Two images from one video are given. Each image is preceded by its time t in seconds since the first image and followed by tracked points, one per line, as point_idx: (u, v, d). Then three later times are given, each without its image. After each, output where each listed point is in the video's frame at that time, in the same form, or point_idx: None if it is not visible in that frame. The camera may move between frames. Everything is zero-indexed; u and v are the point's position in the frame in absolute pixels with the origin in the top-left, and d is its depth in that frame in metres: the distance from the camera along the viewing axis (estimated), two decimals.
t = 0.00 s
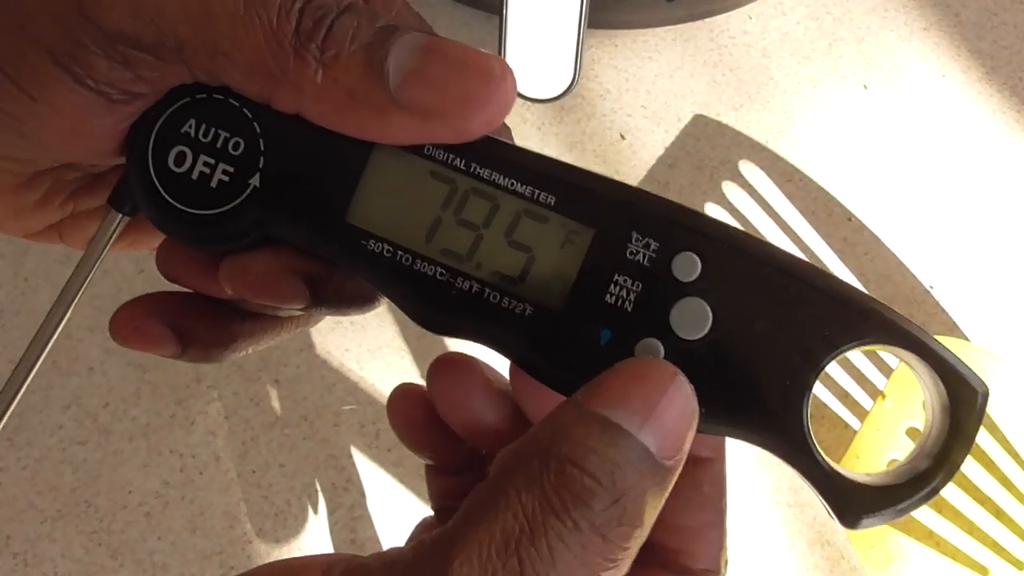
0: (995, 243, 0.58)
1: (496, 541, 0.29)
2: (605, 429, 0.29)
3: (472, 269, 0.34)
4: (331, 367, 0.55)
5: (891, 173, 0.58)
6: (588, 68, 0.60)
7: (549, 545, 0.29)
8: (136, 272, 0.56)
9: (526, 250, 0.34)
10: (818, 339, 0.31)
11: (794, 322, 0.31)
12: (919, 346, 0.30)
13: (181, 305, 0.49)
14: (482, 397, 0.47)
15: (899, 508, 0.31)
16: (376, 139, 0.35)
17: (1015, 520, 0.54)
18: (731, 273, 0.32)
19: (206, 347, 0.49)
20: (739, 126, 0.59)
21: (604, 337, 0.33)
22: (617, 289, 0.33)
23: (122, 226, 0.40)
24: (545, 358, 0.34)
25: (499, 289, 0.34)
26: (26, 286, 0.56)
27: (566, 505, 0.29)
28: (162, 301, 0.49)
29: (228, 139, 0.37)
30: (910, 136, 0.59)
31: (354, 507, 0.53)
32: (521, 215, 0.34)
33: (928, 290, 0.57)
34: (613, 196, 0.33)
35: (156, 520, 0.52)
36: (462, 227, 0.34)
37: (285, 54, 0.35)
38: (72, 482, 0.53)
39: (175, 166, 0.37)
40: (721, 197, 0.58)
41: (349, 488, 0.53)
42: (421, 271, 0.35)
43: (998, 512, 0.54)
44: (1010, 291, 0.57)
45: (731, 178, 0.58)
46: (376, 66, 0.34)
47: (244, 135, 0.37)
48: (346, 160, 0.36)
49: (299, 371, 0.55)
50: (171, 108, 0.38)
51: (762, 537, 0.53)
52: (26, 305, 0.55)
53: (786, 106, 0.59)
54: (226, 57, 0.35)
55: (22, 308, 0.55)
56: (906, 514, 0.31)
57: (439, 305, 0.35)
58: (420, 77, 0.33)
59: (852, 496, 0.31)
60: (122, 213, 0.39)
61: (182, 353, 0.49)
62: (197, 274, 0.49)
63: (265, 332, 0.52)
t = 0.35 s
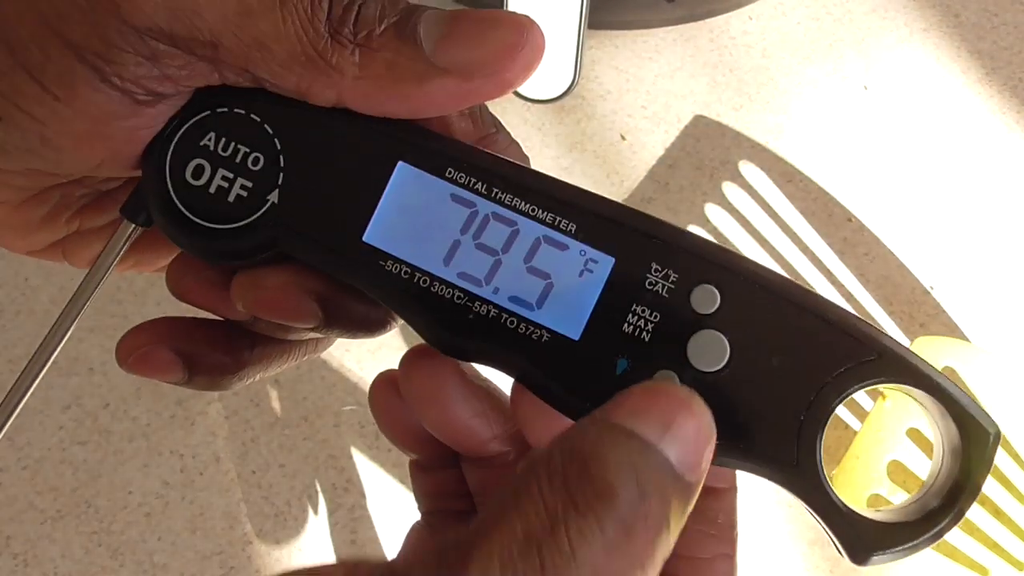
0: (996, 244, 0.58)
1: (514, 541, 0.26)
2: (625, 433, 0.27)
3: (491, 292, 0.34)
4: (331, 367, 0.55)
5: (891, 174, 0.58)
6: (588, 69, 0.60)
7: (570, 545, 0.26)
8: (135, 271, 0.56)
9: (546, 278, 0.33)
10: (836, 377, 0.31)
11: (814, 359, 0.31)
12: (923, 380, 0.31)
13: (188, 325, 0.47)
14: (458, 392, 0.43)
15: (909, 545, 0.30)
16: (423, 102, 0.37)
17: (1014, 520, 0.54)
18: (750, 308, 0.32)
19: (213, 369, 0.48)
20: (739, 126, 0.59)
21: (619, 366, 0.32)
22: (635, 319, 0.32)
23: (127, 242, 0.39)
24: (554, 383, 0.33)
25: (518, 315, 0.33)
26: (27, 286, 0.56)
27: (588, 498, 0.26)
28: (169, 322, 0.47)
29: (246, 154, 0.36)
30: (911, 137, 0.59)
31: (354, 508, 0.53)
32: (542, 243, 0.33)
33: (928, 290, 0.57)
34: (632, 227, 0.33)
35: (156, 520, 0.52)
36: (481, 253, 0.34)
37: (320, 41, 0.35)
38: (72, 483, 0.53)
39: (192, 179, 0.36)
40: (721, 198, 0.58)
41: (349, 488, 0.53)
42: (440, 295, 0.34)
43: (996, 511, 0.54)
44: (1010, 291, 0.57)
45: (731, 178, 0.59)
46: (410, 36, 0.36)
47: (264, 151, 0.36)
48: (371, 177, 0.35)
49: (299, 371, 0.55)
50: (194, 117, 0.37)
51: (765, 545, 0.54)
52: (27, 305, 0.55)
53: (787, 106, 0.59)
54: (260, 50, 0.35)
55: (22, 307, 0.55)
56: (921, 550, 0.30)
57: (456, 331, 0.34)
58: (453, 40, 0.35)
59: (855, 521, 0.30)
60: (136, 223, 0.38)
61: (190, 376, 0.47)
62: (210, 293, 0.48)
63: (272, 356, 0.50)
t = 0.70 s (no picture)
0: (994, 245, 0.58)
1: None
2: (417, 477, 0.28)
3: (494, 270, 0.35)
4: (329, 369, 0.55)
5: (889, 175, 0.58)
6: (586, 71, 0.60)
7: None
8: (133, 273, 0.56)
9: (546, 257, 0.35)
10: (821, 354, 0.33)
11: (801, 336, 0.33)
12: (895, 359, 0.33)
13: (189, 307, 0.47)
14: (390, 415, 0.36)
15: (880, 510, 0.32)
16: (417, 117, 0.36)
17: (1012, 522, 0.55)
18: (739, 289, 0.33)
19: (210, 354, 0.48)
20: (736, 128, 0.59)
21: (615, 340, 0.34)
22: (630, 295, 0.34)
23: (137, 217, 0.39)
24: (550, 359, 0.34)
25: (520, 290, 0.35)
26: (25, 288, 0.56)
27: None
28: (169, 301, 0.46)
29: (261, 134, 0.37)
30: (909, 139, 0.59)
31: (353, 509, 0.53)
32: (543, 226, 0.35)
33: (925, 292, 0.57)
34: (630, 211, 0.35)
35: (154, 521, 0.53)
36: (486, 232, 0.35)
37: (333, 34, 0.36)
38: (71, 484, 0.53)
39: (207, 156, 0.37)
40: (720, 200, 0.58)
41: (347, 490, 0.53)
42: (445, 271, 0.35)
43: (995, 513, 0.55)
44: (1010, 293, 0.57)
45: (729, 180, 0.59)
46: (416, 41, 0.36)
47: (278, 130, 0.37)
48: (380, 160, 0.36)
49: (297, 373, 0.55)
50: (210, 98, 0.38)
51: (766, 545, 0.53)
52: (25, 307, 0.55)
53: (784, 109, 0.59)
54: (276, 38, 0.36)
55: (20, 310, 0.55)
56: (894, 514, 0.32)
57: (458, 305, 0.35)
58: (460, 51, 0.35)
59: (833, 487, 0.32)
60: (145, 200, 0.39)
61: (186, 357, 0.47)
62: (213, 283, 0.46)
63: (270, 345, 0.50)
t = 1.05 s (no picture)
0: (993, 247, 0.58)
1: None
2: None
3: (516, 247, 0.36)
4: (329, 371, 0.55)
5: (888, 176, 0.58)
6: (586, 72, 0.60)
7: None
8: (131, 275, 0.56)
9: (563, 238, 0.36)
10: (814, 331, 0.34)
11: (798, 317, 0.34)
12: (878, 339, 0.35)
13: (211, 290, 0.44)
14: None
15: (872, 476, 0.33)
16: (449, 111, 0.37)
17: (1013, 524, 0.54)
18: (739, 271, 0.35)
19: (226, 341, 0.44)
20: (735, 130, 0.59)
21: (626, 313, 0.35)
22: (641, 273, 0.35)
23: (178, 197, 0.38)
24: (565, 334, 0.35)
25: (540, 263, 0.36)
26: (24, 290, 0.56)
27: None
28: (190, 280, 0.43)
29: (308, 118, 0.37)
30: (909, 141, 0.59)
31: (352, 511, 0.53)
32: (560, 211, 0.36)
33: (926, 294, 0.57)
34: (639, 197, 0.36)
35: (154, 523, 0.52)
36: (509, 215, 0.36)
37: (384, 25, 0.37)
38: (71, 486, 0.53)
39: (256, 136, 0.37)
40: (720, 202, 0.58)
41: (347, 492, 0.53)
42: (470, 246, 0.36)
43: (994, 514, 0.54)
44: (1010, 295, 0.57)
45: (728, 182, 0.59)
46: (458, 45, 0.37)
47: (324, 116, 0.37)
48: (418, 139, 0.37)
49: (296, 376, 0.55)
50: (262, 87, 0.38)
51: (755, 534, 0.53)
52: (23, 310, 0.55)
53: (783, 111, 0.59)
54: (329, 23, 0.37)
55: (18, 312, 0.55)
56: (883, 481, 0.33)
57: (479, 277, 0.36)
58: (497, 59, 0.37)
59: (828, 453, 0.33)
60: (193, 176, 0.38)
61: (201, 340, 0.43)
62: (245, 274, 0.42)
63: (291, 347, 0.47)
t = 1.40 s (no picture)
0: (994, 246, 0.58)
1: None
2: None
3: (483, 261, 0.37)
4: (330, 370, 0.56)
5: (889, 175, 0.58)
6: (587, 72, 0.60)
7: None
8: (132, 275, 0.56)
9: (529, 256, 0.37)
10: (770, 356, 0.35)
11: (755, 339, 0.35)
12: (835, 370, 0.35)
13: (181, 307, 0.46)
14: None
15: (825, 498, 0.33)
16: (417, 130, 0.40)
17: (1014, 523, 0.54)
18: (702, 295, 0.36)
19: (190, 355, 0.46)
20: (736, 130, 0.59)
21: (587, 328, 0.36)
22: (604, 291, 0.36)
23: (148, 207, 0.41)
24: (524, 344, 0.36)
25: (505, 278, 0.37)
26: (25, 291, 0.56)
27: None
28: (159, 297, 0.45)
29: (288, 131, 0.39)
30: (910, 141, 0.59)
31: (353, 510, 0.53)
32: (528, 232, 0.38)
33: (927, 293, 0.56)
34: (608, 225, 0.38)
35: (155, 522, 0.52)
36: (477, 232, 0.38)
37: (360, 46, 0.40)
38: (71, 486, 0.53)
39: (237, 143, 0.39)
40: (721, 201, 0.58)
41: (347, 491, 0.53)
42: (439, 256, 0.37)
43: (995, 513, 0.54)
44: (1012, 293, 0.57)
45: (729, 181, 0.58)
46: (429, 69, 0.41)
47: (304, 129, 0.39)
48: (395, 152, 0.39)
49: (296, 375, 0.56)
50: (248, 100, 0.40)
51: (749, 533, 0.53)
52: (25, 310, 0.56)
53: (784, 110, 0.59)
54: (307, 43, 0.40)
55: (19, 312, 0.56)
56: (837, 508, 0.33)
57: (445, 287, 0.37)
58: (463, 82, 0.41)
59: (781, 475, 0.33)
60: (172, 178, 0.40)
61: (166, 352, 0.45)
62: (212, 288, 0.44)
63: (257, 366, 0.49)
